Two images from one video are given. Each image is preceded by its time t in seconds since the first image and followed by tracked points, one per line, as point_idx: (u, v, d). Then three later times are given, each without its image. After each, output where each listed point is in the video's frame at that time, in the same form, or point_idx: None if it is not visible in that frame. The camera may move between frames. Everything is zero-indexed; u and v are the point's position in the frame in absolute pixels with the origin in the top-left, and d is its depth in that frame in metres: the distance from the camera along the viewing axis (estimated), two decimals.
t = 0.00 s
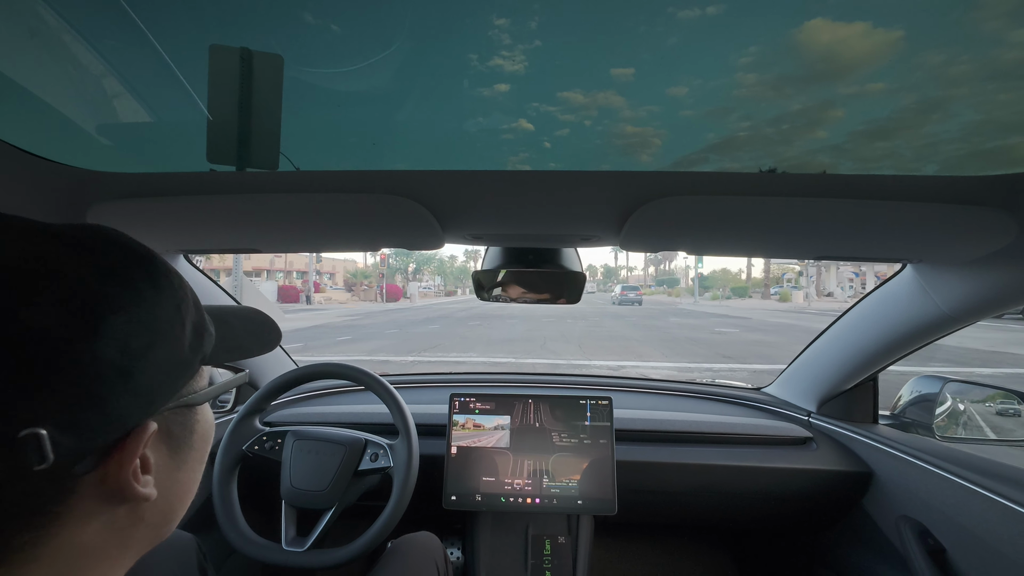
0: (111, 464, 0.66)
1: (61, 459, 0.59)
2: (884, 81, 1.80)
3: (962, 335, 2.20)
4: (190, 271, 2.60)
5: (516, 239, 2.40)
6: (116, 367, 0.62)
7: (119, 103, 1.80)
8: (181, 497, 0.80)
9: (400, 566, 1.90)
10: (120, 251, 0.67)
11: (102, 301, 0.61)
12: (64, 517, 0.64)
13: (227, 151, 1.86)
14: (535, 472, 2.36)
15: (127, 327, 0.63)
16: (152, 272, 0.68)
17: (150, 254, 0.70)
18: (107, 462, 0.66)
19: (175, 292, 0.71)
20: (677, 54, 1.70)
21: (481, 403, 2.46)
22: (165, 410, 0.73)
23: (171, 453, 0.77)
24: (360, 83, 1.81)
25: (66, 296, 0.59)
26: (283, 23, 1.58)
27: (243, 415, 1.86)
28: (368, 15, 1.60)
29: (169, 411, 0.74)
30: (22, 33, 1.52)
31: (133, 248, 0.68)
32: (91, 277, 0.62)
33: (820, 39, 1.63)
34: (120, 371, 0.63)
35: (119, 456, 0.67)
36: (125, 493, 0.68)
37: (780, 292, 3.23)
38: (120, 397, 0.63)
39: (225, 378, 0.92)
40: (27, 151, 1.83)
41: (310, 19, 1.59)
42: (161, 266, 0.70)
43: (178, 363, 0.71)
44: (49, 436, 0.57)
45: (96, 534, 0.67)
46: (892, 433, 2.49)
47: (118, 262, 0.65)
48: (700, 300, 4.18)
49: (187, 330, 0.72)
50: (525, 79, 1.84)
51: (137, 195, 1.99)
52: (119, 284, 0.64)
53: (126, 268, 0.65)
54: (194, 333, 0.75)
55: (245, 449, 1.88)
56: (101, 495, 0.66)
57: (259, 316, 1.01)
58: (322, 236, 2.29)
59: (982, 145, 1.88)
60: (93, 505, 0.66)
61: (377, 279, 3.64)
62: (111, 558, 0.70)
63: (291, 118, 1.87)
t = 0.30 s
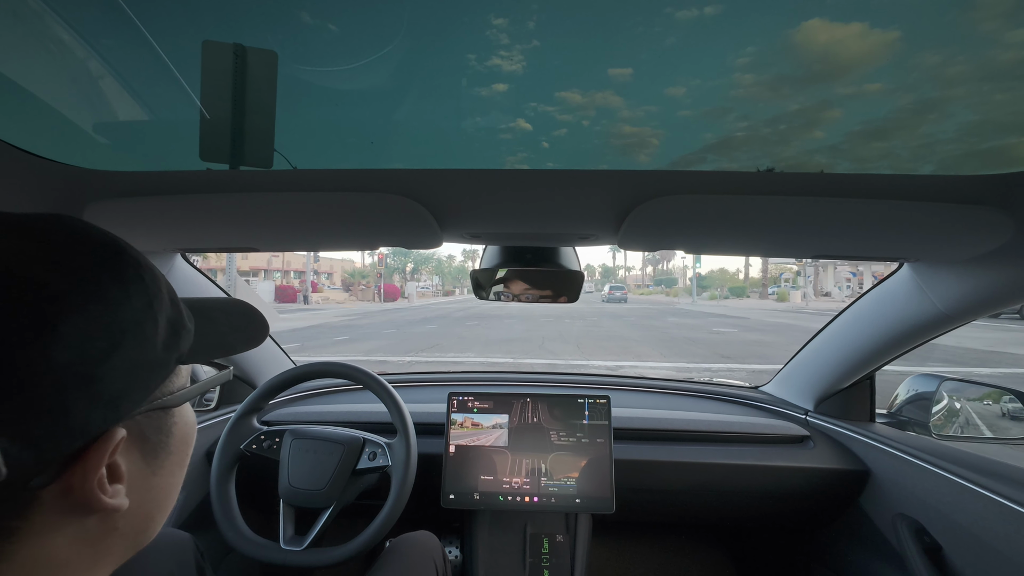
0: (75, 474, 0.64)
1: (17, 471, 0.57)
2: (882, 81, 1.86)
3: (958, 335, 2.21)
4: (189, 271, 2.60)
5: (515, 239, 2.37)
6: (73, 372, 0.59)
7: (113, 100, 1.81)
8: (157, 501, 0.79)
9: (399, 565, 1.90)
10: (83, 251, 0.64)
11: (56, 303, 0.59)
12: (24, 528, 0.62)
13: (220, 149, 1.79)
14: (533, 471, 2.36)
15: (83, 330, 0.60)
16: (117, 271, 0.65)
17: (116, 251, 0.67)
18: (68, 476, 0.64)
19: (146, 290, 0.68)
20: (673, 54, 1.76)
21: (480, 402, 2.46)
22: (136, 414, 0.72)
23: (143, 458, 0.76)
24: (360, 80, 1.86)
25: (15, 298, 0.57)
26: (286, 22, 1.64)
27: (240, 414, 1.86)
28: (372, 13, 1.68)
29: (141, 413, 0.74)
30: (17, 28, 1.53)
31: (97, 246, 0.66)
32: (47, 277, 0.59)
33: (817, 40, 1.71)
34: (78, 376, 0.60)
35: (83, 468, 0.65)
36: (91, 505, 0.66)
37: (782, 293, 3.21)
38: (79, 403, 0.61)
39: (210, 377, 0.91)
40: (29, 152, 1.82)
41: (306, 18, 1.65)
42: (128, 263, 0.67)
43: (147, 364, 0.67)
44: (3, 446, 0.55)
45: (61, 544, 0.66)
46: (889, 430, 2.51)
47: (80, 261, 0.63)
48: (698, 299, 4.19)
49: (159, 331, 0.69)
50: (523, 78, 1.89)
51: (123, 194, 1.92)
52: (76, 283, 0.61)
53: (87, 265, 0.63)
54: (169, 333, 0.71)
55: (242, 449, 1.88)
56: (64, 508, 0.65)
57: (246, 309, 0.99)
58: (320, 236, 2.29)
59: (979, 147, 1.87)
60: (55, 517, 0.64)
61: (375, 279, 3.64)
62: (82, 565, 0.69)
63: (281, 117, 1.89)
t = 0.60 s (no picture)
0: (70, 473, 0.64)
1: (12, 472, 0.57)
2: (881, 81, 1.88)
3: (956, 335, 2.21)
4: (187, 271, 2.60)
5: (513, 238, 2.38)
6: (66, 372, 0.59)
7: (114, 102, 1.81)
8: (153, 502, 0.78)
9: (399, 563, 1.90)
10: (75, 249, 0.64)
11: (49, 303, 0.59)
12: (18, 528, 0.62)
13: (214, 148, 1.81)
14: (532, 471, 2.37)
15: (76, 331, 0.60)
16: (111, 270, 0.65)
17: (110, 250, 0.67)
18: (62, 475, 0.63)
19: (140, 289, 0.68)
20: (672, 54, 1.77)
21: (478, 401, 2.46)
22: (132, 413, 0.72)
23: (139, 458, 0.76)
24: (357, 79, 1.85)
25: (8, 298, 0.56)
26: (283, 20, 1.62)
27: (239, 414, 1.86)
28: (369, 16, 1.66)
29: (138, 412, 0.74)
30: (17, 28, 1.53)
31: (90, 245, 0.66)
32: (39, 277, 0.59)
33: (815, 40, 1.70)
34: (72, 377, 0.60)
35: (78, 467, 0.65)
36: (86, 505, 0.66)
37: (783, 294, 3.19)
38: (73, 404, 0.61)
39: (206, 376, 0.91)
40: (22, 150, 1.81)
41: (305, 18, 1.64)
42: (121, 262, 0.67)
43: (141, 364, 0.67)
44: None
45: (57, 544, 0.65)
46: (887, 429, 2.52)
47: (72, 259, 0.63)
48: (696, 299, 4.20)
49: (154, 330, 0.69)
50: (522, 78, 1.89)
51: (124, 194, 1.93)
52: (69, 283, 0.61)
53: (80, 264, 0.63)
54: (164, 332, 0.71)
55: (241, 449, 1.87)
56: (60, 508, 0.64)
57: (241, 310, 0.99)
58: (318, 236, 2.28)
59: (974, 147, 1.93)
60: (50, 517, 0.64)
61: (373, 279, 3.65)
62: (78, 566, 0.68)
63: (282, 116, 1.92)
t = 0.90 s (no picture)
0: (72, 471, 0.64)
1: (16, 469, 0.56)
2: (879, 81, 1.88)
3: (954, 335, 2.22)
4: (188, 271, 2.60)
5: (512, 238, 2.37)
6: (70, 368, 0.60)
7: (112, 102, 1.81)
8: (152, 502, 0.78)
9: (398, 563, 1.90)
10: (78, 248, 0.65)
11: (52, 299, 0.59)
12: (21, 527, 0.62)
13: (212, 146, 1.78)
14: (531, 471, 2.37)
15: (80, 327, 0.61)
16: (112, 269, 0.66)
17: (112, 250, 0.68)
18: (66, 471, 0.64)
19: (141, 289, 0.69)
20: (671, 54, 1.77)
21: (477, 401, 2.46)
22: (133, 412, 0.72)
23: (140, 457, 0.76)
24: (357, 79, 1.86)
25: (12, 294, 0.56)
26: (282, 19, 1.64)
27: (238, 414, 1.86)
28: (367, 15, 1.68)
29: (139, 412, 0.74)
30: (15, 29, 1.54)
31: (91, 244, 0.66)
32: (43, 274, 0.59)
33: (814, 40, 1.71)
34: (76, 373, 0.60)
35: (81, 465, 0.65)
36: (88, 502, 0.66)
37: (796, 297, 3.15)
38: (78, 401, 0.61)
39: (205, 376, 0.91)
40: (24, 150, 1.80)
41: (304, 18, 1.67)
42: (123, 261, 0.68)
43: (142, 363, 0.68)
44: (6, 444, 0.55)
45: (59, 544, 0.65)
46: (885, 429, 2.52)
47: (76, 258, 0.63)
48: (695, 299, 4.20)
49: (154, 329, 0.70)
50: (520, 78, 1.89)
51: (124, 193, 1.91)
52: (73, 280, 0.61)
53: (82, 262, 0.63)
54: (164, 332, 0.72)
55: (239, 449, 1.87)
56: (62, 505, 0.64)
57: (234, 310, 0.98)
58: (317, 236, 2.28)
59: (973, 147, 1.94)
60: (54, 514, 0.64)
61: (372, 279, 3.66)
62: (78, 565, 0.68)
63: (280, 114, 1.92)
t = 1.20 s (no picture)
0: (81, 469, 0.64)
1: (26, 466, 0.57)
2: (878, 82, 1.89)
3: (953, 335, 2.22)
4: (186, 271, 2.59)
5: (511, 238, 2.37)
6: (82, 368, 0.60)
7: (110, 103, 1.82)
8: (155, 501, 0.78)
9: (397, 564, 1.90)
10: (86, 248, 0.65)
11: (66, 299, 0.59)
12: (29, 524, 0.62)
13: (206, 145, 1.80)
14: (530, 471, 2.37)
15: (93, 326, 0.61)
16: (121, 270, 0.67)
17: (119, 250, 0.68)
18: (75, 469, 0.64)
19: (147, 290, 0.70)
20: (670, 54, 1.77)
21: (476, 401, 2.46)
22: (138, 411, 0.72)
23: (143, 457, 0.76)
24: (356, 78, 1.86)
25: (27, 292, 0.57)
26: (278, 21, 1.63)
27: (236, 414, 1.85)
28: (365, 14, 1.67)
29: (144, 412, 0.74)
30: (14, 28, 1.54)
31: (101, 244, 0.67)
32: (55, 273, 0.60)
33: (813, 41, 1.71)
34: (87, 372, 0.61)
35: (91, 463, 0.65)
36: (95, 501, 0.66)
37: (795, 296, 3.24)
38: (88, 399, 0.61)
39: (203, 379, 0.91)
40: (25, 151, 1.80)
41: (303, 18, 1.66)
42: (130, 262, 0.68)
43: (148, 363, 0.69)
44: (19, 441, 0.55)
45: (63, 541, 0.65)
46: (885, 429, 2.52)
47: (85, 258, 0.64)
48: (695, 299, 4.20)
49: (159, 331, 0.71)
50: (520, 78, 1.89)
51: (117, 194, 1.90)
52: (83, 279, 0.62)
53: (93, 262, 0.64)
54: (168, 333, 0.73)
55: (238, 449, 1.86)
56: (70, 503, 0.64)
57: (232, 312, 0.99)
58: (315, 237, 2.28)
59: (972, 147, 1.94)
60: (61, 512, 0.64)
61: (371, 279, 3.66)
62: (81, 564, 0.68)
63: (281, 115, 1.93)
